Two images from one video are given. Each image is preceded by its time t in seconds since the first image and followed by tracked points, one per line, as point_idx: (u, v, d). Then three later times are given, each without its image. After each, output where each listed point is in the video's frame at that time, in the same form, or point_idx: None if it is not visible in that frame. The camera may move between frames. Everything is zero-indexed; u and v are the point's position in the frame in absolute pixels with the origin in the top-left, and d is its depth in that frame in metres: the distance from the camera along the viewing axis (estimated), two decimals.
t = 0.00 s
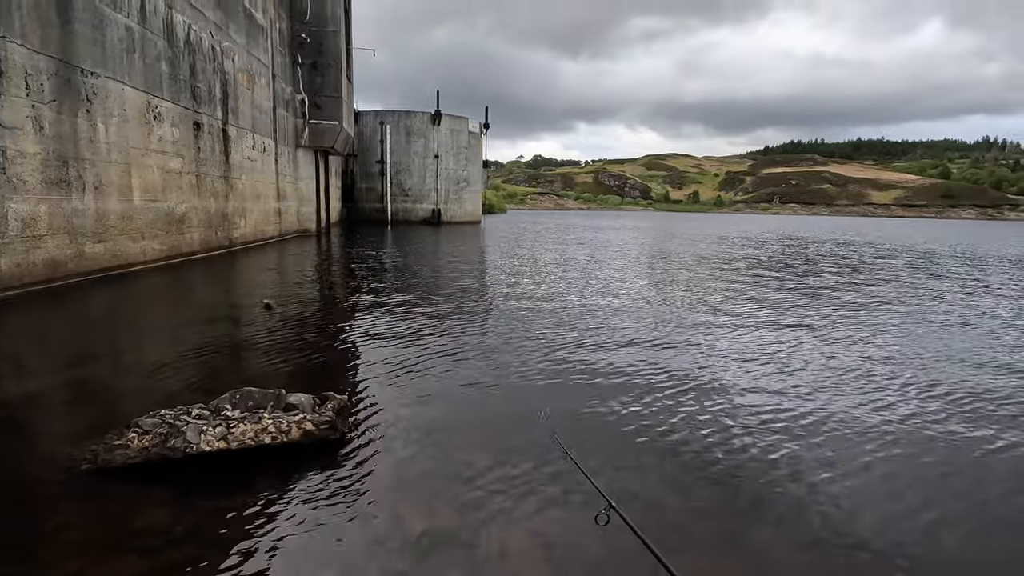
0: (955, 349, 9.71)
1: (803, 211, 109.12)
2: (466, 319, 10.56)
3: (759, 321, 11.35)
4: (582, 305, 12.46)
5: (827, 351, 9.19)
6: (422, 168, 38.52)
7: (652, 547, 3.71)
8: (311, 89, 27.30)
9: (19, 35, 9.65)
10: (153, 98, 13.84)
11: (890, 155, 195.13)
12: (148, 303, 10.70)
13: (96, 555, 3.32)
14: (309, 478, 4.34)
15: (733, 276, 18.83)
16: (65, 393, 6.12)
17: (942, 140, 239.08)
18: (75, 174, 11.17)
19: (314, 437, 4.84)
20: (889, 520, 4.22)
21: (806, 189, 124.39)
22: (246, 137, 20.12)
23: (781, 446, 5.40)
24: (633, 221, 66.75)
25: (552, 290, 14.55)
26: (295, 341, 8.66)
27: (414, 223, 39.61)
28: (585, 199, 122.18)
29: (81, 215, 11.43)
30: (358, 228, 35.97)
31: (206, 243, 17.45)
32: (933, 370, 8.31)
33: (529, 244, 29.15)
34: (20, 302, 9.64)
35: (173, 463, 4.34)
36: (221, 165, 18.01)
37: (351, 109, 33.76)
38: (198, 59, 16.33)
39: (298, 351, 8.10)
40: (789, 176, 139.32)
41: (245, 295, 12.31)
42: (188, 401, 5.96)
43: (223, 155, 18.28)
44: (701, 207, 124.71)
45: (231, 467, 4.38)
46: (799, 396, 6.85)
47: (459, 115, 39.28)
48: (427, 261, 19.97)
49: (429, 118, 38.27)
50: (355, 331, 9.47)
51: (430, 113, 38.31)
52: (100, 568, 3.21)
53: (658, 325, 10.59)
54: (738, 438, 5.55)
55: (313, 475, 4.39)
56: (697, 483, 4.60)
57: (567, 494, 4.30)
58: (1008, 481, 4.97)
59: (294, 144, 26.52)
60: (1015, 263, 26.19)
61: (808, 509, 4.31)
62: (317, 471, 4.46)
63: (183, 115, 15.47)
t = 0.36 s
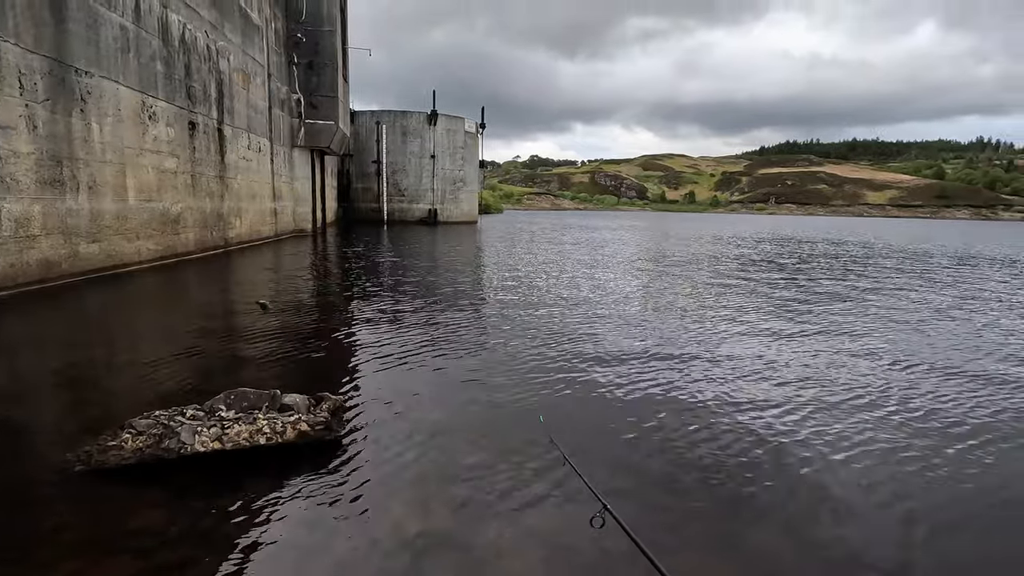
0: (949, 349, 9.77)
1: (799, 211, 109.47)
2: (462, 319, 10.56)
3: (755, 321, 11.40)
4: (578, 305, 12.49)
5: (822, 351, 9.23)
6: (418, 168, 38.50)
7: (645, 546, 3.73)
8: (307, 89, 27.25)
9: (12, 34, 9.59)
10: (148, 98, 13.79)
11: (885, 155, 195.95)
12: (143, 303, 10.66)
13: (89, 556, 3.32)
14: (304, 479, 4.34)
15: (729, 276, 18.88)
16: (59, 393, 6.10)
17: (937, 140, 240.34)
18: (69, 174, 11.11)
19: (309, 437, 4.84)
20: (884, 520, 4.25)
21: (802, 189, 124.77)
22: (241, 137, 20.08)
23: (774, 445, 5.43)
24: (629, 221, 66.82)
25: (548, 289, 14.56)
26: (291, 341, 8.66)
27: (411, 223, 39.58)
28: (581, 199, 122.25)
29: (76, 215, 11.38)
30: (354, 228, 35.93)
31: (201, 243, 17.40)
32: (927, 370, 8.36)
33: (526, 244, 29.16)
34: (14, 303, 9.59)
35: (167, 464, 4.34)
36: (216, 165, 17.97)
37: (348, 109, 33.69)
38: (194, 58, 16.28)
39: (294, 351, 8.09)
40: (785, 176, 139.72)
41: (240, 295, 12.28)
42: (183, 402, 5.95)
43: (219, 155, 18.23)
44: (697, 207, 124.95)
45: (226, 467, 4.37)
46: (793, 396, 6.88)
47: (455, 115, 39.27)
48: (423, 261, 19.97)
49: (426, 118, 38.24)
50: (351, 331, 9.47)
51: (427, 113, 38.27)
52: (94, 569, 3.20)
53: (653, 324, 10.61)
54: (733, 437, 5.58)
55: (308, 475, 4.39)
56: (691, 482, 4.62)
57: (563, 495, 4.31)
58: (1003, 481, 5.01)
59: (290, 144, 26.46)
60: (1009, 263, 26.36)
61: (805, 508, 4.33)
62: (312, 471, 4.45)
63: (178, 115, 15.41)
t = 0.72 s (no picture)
0: (947, 349, 9.78)
1: (797, 211, 109.52)
2: (460, 319, 10.55)
3: (753, 321, 11.40)
4: (577, 304, 12.49)
5: (821, 350, 9.24)
6: (417, 167, 38.48)
7: (642, 544, 3.74)
8: (305, 88, 27.23)
9: (10, 32, 9.56)
10: (146, 97, 13.76)
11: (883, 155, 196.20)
12: (141, 303, 10.65)
13: (87, 555, 3.32)
14: (302, 478, 4.34)
15: (728, 276, 18.88)
16: (56, 393, 6.10)
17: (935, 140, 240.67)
18: (67, 174, 11.09)
19: (306, 436, 4.85)
20: (882, 518, 4.26)
21: (801, 189, 124.86)
22: (240, 136, 20.06)
23: (771, 444, 5.44)
24: (627, 221, 66.78)
25: (547, 289, 14.55)
26: (289, 341, 8.63)
27: (409, 223, 39.56)
28: (580, 199, 122.21)
29: (74, 214, 11.36)
30: (352, 227, 35.89)
31: (199, 243, 17.38)
32: (924, 370, 8.37)
33: (525, 244, 29.15)
34: (11, 302, 9.58)
35: (165, 463, 4.34)
36: (214, 165, 17.95)
37: (346, 109, 33.66)
38: (192, 57, 16.25)
39: (291, 351, 8.08)
40: (784, 176, 139.71)
41: (238, 294, 12.27)
42: (180, 401, 5.95)
43: (217, 154, 18.20)
44: (696, 207, 124.98)
45: (223, 467, 4.37)
46: (791, 395, 6.89)
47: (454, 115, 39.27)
48: (421, 260, 19.95)
49: (424, 118, 38.21)
50: (349, 331, 9.45)
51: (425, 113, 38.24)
52: (92, 568, 3.20)
53: (651, 324, 10.61)
54: (730, 436, 5.59)
55: (306, 474, 4.39)
56: (688, 481, 4.63)
57: (561, 493, 4.32)
58: (1000, 480, 5.02)
59: (289, 143, 26.43)
60: (1007, 263, 26.41)
61: (803, 507, 4.33)
62: (310, 470, 4.46)
63: (176, 114, 15.39)
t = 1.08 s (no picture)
0: (947, 347, 9.79)
1: (797, 210, 109.43)
2: (459, 317, 10.54)
3: (753, 319, 11.40)
4: (577, 303, 12.49)
5: (821, 349, 9.24)
6: (417, 166, 38.45)
7: (642, 542, 3.75)
8: (305, 86, 27.21)
9: (8, 30, 9.54)
10: (145, 95, 13.74)
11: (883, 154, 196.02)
12: (140, 301, 10.64)
13: (87, 554, 3.31)
14: (302, 477, 4.33)
15: (728, 274, 18.89)
16: (55, 391, 6.08)
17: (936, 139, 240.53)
18: (66, 172, 11.08)
19: (306, 435, 4.83)
20: (881, 516, 4.27)
21: (801, 188, 124.82)
22: (239, 135, 20.04)
23: (771, 443, 5.44)
24: (627, 220, 66.71)
25: (547, 288, 14.55)
26: (288, 340, 8.63)
27: (409, 221, 39.54)
28: (580, 197, 122.11)
29: (73, 212, 11.35)
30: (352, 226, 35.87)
31: (199, 241, 17.36)
32: (924, 368, 8.38)
33: (525, 242, 29.14)
34: (10, 301, 9.56)
35: (164, 462, 4.33)
36: (214, 163, 17.93)
37: (346, 107, 33.63)
38: (191, 56, 16.23)
39: (291, 349, 8.07)
40: (784, 175, 139.62)
41: (238, 293, 12.26)
42: (180, 399, 5.94)
43: (216, 153, 18.18)
44: (696, 206, 124.91)
45: (222, 466, 4.36)
46: (790, 394, 6.89)
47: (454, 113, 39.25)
48: (421, 259, 19.94)
49: (424, 116, 38.19)
50: (349, 330, 9.45)
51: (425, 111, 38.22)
52: (91, 568, 3.19)
53: (651, 323, 10.60)
54: (730, 435, 5.59)
55: (306, 473, 4.38)
56: (688, 479, 4.62)
57: (561, 492, 4.31)
58: (999, 478, 5.03)
59: (288, 142, 26.40)
60: (1006, 262, 26.42)
61: (805, 507, 4.32)
62: (310, 469, 4.45)
63: (175, 113, 15.37)
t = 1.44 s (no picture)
0: (947, 345, 9.79)
1: (797, 208, 109.32)
2: (459, 315, 10.53)
3: (753, 317, 11.40)
4: (577, 301, 12.48)
5: (821, 347, 9.24)
6: (417, 164, 38.42)
7: (643, 541, 3.74)
8: (304, 84, 27.15)
9: (7, 28, 9.52)
10: (144, 92, 13.71)
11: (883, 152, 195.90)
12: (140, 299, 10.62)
13: (87, 553, 3.30)
14: (303, 476, 4.32)
15: (728, 272, 18.89)
16: (55, 389, 6.07)
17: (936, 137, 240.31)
18: (65, 170, 11.05)
19: (307, 433, 4.82)
20: (882, 514, 4.26)
21: (801, 186, 124.74)
22: (239, 132, 20.01)
23: (772, 441, 5.43)
24: (628, 218, 66.60)
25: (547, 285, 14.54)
26: (288, 338, 8.62)
27: (409, 219, 39.51)
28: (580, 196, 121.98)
29: (72, 210, 11.33)
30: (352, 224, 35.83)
31: (198, 239, 17.33)
32: (925, 366, 8.37)
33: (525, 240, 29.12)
34: (10, 298, 9.55)
35: (164, 461, 4.32)
36: (214, 161, 17.91)
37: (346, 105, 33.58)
38: (191, 53, 16.20)
39: (291, 347, 8.06)
40: (784, 173, 139.51)
41: (238, 291, 12.24)
42: (180, 398, 5.93)
43: (216, 150, 18.16)
44: (696, 204, 124.78)
45: (223, 464, 4.35)
46: (791, 392, 6.88)
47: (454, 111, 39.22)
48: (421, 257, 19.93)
49: (424, 114, 38.15)
50: (349, 327, 9.44)
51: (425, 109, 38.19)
52: (91, 567, 3.18)
53: (652, 321, 10.59)
54: (731, 433, 5.58)
55: (307, 472, 4.37)
56: (690, 477, 4.62)
57: (563, 491, 4.28)
58: (999, 476, 5.03)
59: (288, 139, 26.36)
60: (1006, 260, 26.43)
61: (808, 506, 4.29)
62: (311, 468, 4.44)
63: (175, 110, 15.34)
